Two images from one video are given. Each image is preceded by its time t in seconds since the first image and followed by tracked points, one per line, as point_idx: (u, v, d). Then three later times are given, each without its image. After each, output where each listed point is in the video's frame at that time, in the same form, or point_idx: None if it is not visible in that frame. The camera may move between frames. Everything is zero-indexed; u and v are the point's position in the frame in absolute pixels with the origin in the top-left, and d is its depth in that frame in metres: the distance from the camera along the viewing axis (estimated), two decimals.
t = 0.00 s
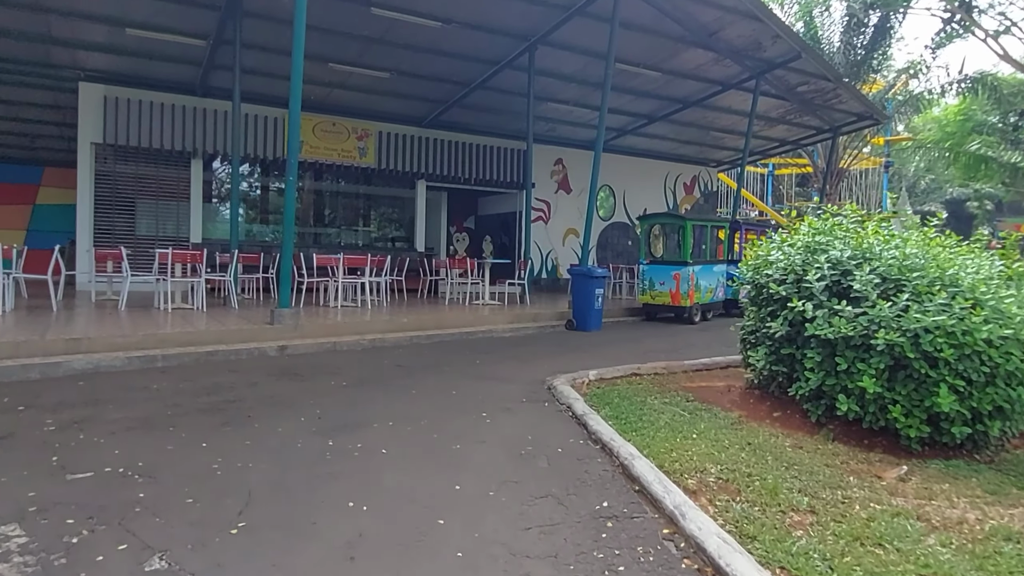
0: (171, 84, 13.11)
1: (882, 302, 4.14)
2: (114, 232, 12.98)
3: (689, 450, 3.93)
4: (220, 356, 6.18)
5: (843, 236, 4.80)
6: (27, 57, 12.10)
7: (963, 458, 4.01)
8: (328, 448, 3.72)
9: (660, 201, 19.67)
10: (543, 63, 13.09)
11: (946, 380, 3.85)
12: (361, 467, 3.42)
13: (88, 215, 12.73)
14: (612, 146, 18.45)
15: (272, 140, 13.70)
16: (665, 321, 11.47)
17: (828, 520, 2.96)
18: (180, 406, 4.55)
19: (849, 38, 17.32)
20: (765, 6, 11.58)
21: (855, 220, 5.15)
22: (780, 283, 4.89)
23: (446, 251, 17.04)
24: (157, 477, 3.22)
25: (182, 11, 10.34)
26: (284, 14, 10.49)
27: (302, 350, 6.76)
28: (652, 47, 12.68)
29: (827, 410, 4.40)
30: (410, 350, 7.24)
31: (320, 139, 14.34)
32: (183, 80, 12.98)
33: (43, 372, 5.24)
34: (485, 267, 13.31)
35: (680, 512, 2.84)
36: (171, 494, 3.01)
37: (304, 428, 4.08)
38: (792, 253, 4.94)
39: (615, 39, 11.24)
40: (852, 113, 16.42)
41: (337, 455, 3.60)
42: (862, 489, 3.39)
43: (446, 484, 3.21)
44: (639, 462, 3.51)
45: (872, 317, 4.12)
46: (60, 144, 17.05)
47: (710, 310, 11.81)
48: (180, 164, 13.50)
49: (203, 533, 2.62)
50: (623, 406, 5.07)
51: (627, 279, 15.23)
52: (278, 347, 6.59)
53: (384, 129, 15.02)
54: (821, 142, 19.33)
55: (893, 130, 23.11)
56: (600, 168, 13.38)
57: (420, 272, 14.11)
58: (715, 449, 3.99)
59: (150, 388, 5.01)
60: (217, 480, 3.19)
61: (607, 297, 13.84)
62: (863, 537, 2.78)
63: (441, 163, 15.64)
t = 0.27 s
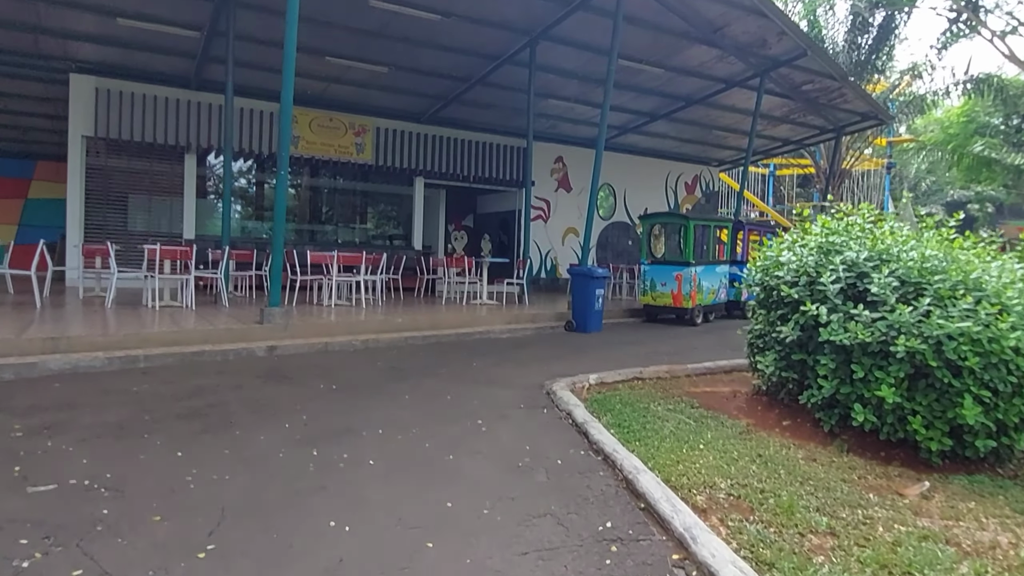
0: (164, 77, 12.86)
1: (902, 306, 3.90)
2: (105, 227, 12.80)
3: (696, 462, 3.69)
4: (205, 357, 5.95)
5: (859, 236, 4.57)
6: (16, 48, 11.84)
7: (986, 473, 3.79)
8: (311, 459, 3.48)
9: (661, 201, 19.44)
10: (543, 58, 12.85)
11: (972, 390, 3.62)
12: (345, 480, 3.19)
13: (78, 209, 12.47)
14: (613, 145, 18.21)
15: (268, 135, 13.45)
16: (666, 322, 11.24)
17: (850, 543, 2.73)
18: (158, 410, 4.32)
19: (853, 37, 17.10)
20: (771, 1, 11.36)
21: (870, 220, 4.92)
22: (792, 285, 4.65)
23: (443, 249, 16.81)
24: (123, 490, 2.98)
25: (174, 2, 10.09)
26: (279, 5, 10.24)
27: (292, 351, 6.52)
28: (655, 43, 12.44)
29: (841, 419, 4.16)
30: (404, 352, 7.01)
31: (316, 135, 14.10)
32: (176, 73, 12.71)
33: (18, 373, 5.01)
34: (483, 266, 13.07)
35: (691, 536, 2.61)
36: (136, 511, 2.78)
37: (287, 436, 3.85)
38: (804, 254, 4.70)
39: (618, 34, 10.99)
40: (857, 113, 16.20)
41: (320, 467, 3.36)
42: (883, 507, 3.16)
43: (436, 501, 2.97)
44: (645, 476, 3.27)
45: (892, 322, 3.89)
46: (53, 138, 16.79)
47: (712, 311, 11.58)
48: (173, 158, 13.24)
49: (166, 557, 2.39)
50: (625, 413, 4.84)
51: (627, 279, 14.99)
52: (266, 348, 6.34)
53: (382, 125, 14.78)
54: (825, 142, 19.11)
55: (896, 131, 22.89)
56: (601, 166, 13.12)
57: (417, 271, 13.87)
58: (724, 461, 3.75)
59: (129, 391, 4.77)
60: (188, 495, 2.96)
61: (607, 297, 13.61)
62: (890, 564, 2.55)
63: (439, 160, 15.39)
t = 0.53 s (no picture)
0: (156, 79, 12.63)
1: (923, 321, 3.68)
2: (96, 232, 12.61)
3: (704, 487, 3.46)
4: (190, 368, 5.71)
5: (874, 245, 4.35)
6: (4, 48, 11.61)
7: (1010, 498, 3.57)
8: (292, 485, 3.25)
9: (660, 205, 19.23)
10: (542, 61, 12.63)
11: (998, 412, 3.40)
12: (327, 510, 2.95)
13: (68, 213, 12.22)
14: (612, 148, 18.01)
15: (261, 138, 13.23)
16: (667, 329, 11.02)
17: None
18: (134, 429, 4.08)
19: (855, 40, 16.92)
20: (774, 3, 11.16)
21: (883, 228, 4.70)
22: (802, 296, 4.42)
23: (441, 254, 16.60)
24: (85, 523, 2.75)
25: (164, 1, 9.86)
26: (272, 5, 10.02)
27: (280, 361, 6.28)
28: (656, 45, 12.23)
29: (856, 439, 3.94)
30: (398, 362, 6.78)
31: (311, 138, 13.87)
32: (168, 75, 12.49)
33: None
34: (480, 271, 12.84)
35: None
36: (97, 548, 2.54)
37: (268, 458, 3.62)
38: (816, 263, 4.47)
39: (618, 35, 10.78)
40: (859, 117, 16.01)
41: (301, 495, 3.13)
42: (906, 540, 2.93)
43: (424, 535, 2.74)
44: (651, 506, 3.05)
45: (913, 338, 3.67)
46: (44, 140, 16.55)
47: (713, 318, 11.36)
48: (165, 161, 13.00)
49: None
50: (627, 430, 4.61)
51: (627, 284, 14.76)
52: (254, 358, 6.11)
53: (378, 128, 14.56)
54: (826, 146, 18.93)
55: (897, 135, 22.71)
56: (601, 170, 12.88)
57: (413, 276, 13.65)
58: (733, 485, 3.52)
59: (105, 407, 4.54)
60: (155, 528, 2.72)
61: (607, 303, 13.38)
62: None
63: (436, 164, 15.17)
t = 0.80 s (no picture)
0: (145, 73, 12.37)
1: (949, 321, 3.46)
2: (88, 228, 12.30)
3: (717, 498, 3.24)
4: (175, 369, 5.48)
5: (894, 240, 4.12)
6: None
7: None
8: (276, 498, 3.02)
9: (659, 202, 19.01)
10: (540, 55, 12.40)
11: None
12: (313, 527, 2.72)
13: (56, 210, 11.92)
14: (610, 145, 17.79)
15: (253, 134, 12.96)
16: (668, 328, 10.81)
17: None
18: (112, 435, 3.85)
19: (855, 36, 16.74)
20: None
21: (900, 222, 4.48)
22: (817, 294, 4.20)
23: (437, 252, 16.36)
24: (46, 543, 2.52)
25: None
26: None
27: (270, 362, 6.05)
28: (656, 40, 12.01)
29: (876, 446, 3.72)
30: (392, 362, 6.55)
31: (304, 134, 13.60)
32: (158, 69, 12.22)
33: None
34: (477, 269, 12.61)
35: None
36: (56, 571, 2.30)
37: (252, 467, 3.39)
38: (832, 259, 4.24)
39: (617, 28, 10.56)
40: (860, 113, 15.81)
41: (285, 509, 2.89)
42: (937, 556, 2.73)
43: (419, 555, 2.51)
44: (662, 520, 2.82)
45: (937, 338, 3.45)
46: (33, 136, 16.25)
47: (715, 317, 11.14)
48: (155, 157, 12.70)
49: None
50: (632, 435, 4.38)
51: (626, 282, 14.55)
52: (242, 359, 5.88)
53: (372, 124, 14.30)
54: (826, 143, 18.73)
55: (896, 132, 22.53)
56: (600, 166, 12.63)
57: (409, 274, 13.42)
58: (748, 495, 3.30)
59: (82, 412, 4.30)
60: (124, 548, 2.49)
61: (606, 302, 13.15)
62: None
63: (433, 161, 14.92)
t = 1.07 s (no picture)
0: (133, 70, 12.10)
1: (978, 324, 3.26)
2: (75, 228, 11.98)
3: (733, 515, 3.03)
4: (158, 375, 5.25)
5: (914, 238, 3.92)
6: None
7: None
8: (259, 519, 2.79)
9: (656, 200, 18.82)
10: (536, 50, 12.18)
11: None
12: (298, 552, 2.50)
13: (42, 211, 11.61)
14: (606, 142, 17.58)
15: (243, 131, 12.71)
16: (667, 329, 10.61)
17: None
18: (87, 448, 3.62)
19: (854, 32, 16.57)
20: None
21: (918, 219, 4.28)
22: (833, 295, 3.99)
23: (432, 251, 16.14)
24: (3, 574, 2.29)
25: None
26: None
27: (258, 367, 5.82)
28: (654, 35, 11.80)
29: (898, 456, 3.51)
30: (386, 366, 6.34)
31: (297, 131, 13.33)
32: (145, 65, 11.94)
33: None
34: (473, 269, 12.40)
35: None
36: None
37: (233, 484, 3.16)
38: (848, 258, 4.03)
39: (616, 22, 10.34)
40: (860, 110, 15.64)
41: (269, 531, 2.67)
42: None
43: None
44: (679, 542, 2.61)
45: (966, 343, 3.25)
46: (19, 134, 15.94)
47: (715, 317, 10.94)
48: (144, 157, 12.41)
49: None
50: (639, 443, 4.17)
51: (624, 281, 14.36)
52: (229, 364, 5.65)
53: (366, 121, 14.04)
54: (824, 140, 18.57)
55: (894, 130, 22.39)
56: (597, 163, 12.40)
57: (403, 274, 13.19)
58: (766, 511, 3.10)
59: (56, 422, 4.06)
60: None
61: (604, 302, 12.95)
62: None
63: (427, 159, 14.68)
